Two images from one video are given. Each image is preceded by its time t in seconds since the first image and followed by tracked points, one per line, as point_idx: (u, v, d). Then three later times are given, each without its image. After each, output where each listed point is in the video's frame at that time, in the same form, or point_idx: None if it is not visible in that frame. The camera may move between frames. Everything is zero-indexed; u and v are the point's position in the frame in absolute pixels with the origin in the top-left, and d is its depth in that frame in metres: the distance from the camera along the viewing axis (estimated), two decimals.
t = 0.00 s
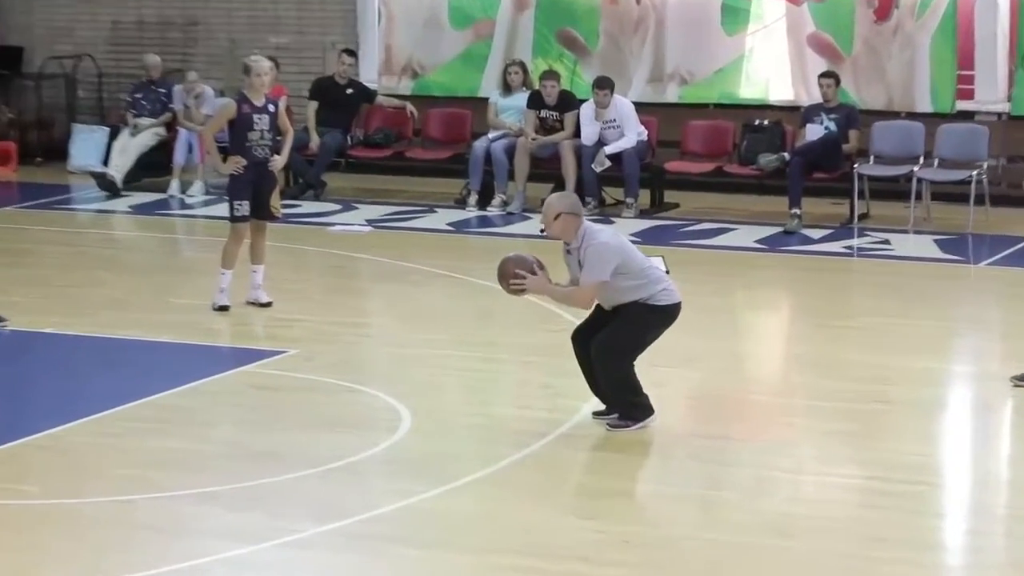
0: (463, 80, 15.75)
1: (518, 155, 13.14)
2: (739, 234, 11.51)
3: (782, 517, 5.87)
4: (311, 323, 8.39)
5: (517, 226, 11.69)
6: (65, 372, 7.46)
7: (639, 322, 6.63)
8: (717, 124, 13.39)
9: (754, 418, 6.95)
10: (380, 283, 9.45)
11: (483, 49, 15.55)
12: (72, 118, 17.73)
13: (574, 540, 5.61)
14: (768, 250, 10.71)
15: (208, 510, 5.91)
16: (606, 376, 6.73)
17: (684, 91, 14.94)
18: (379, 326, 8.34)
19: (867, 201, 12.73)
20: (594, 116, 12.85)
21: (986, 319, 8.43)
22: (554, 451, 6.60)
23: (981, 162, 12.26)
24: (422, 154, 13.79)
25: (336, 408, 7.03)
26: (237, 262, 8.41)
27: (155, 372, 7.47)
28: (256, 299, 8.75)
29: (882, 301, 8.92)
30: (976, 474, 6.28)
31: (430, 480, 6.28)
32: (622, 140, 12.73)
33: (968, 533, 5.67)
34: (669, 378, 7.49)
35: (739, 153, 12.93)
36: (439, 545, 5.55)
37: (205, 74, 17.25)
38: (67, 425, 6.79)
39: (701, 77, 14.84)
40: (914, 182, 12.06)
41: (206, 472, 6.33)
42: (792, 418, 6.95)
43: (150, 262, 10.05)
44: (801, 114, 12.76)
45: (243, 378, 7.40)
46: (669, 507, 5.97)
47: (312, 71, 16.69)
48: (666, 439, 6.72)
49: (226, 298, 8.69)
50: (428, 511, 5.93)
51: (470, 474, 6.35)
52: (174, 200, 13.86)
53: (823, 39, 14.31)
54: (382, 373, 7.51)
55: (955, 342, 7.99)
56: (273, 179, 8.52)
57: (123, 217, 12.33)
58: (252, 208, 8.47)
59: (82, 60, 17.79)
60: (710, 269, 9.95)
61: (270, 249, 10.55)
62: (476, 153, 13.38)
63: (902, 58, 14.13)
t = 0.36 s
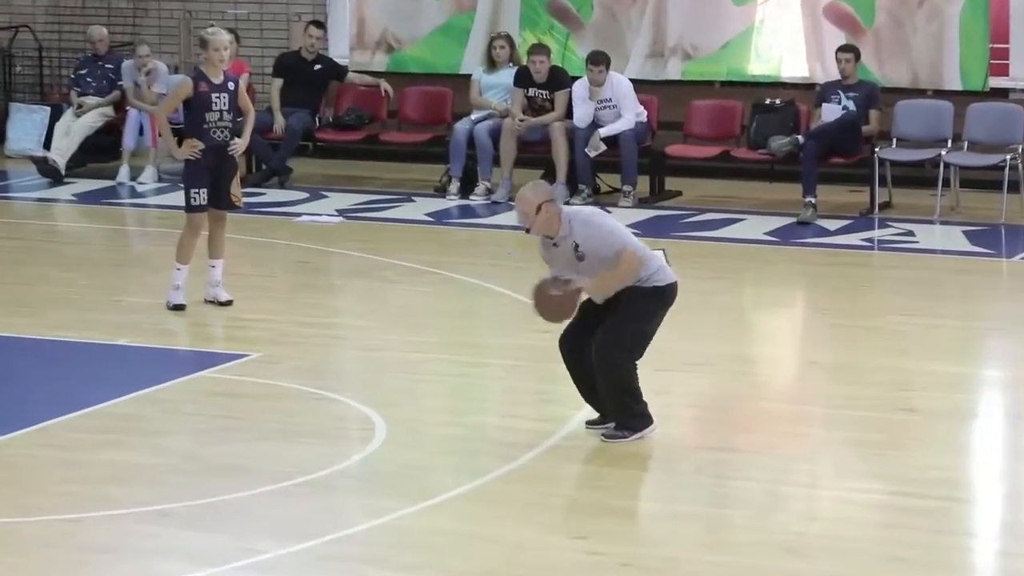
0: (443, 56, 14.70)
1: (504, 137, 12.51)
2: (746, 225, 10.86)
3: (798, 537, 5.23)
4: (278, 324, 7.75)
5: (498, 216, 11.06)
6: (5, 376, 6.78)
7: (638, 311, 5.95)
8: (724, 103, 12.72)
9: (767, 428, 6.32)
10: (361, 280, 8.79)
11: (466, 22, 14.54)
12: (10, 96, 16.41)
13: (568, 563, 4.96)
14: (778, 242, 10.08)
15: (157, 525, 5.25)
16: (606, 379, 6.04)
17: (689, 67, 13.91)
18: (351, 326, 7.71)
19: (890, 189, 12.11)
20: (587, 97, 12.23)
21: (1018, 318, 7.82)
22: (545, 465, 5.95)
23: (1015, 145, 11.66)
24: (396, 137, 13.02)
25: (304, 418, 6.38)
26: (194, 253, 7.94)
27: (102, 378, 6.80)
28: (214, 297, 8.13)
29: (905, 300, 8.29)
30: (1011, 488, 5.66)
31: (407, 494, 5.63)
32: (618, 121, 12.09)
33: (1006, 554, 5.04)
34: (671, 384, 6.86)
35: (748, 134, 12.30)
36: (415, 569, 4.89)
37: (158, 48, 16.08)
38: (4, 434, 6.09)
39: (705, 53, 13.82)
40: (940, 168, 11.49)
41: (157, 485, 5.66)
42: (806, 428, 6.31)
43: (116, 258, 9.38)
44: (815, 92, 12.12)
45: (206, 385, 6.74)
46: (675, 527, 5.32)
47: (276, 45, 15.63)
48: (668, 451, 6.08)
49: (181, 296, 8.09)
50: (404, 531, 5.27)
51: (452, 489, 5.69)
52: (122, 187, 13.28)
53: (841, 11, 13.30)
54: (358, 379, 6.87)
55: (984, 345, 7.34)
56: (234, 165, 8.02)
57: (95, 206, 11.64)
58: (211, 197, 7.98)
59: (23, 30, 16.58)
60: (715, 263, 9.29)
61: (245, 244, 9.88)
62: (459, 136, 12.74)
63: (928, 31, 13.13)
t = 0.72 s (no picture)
0: (431, 56, 14.69)
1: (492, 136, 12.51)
2: (736, 225, 10.86)
3: (786, 537, 5.22)
4: (265, 324, 7.75)
5: (486, 214, 11.03)
6: None
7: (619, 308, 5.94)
8: (712, 103, 12.73)
9: (754, 428, 6.31)
10: (350, 279, 8.79)
11: (454, 22, 14.53)
12: None
13: (556, 563, 4.95)
14: (768, 242, 10.07)
15: (145, 526, 5.24)
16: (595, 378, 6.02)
17: (677, 66, 13.92)
18: (338, 326, 7.71)
19: (878, 188, 12.10)
20: (575, 95, 12.22)
21: (1006, 317, 7.82)
22: (533, 465, 5.94)
23: (1003, 145, 11.66)
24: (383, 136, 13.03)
25: (291, 418, 6.37)
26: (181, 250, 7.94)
27: (86, 378, 6.78)
28: (202, 297, 8.13)
29: (893, 299, 8.29)
30: (999, 488, 5.65)
31: (394, 494, 5.62)
32: (606, 121, 12.11)
33: (993, 554, 5.04)
34: (658, 384, 6.85)
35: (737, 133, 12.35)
36: (403, 569, 4.87)
37: (147, 47, 16.03)
38: None
39: (693, 53, 13.84)
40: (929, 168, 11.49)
41: (144, 485, 5.65)
42: (794, 428, 6.30)
43: (106, 258, 9.36)
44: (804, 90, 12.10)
45: (195, 385, 6.73)
46: (664, 527, 5.31)
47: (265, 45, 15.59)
48: (655, 451, 6.07)
49: (169, 296, 8.09)
50: (392, 531, 5.25)
51: (439, 489, 5.68)
52: (111, 186, 13.30)
53: (829, 10, 13.30)
54: (346, 379, 6.86)
55: (971, 344, 7.34)
56: (222, 165, 8.05)
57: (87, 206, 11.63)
58: (199, 197, 8.00)
59: (10, 31, 16.46)
60: (706, 263, 9.29)
61: (236, 243, 9.87)
62: (446, 135, 12.72)
63: (916, 30, 13.14)
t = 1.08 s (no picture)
0: (425, 56, 14.69)
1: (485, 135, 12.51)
2: (731, 225, 10.86)
3: (780, 537, 5.22)
4: (260, 324, 7.74)
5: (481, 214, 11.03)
6: None
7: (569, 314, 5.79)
8: (705, 103, 12.71)
9: (748, 428, 6.30)
10: (345, 280, 8.78)
11: (448, 22, 14.52)
12: None
13: (550, 563, 4.94)
14: (762, 241, 10.07)
15: (139, 527, 5.23)
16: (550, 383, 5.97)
17: (670, 66, 13.92)
18: (332, 326, 7.70)
19: (872, 188, 12.10)
20: (569, 96, 12.23)
21: (1001, 318, 7.81)
22: (526, 465, 5.94)
23: (997, 145, 11.65)
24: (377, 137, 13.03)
25: (285, 417, 6.37)
26: (171, 249, 7.96)
27: (79, 378, 6.78)
28: (196, 297, 8.13)
29: (887, 298, 8.29)
30: (993, 488, 5.65)
31: (388, 494, 5.62)
32: (600, 121, 12.11)
33: (987, 554, 5.04)
34: (651, 384, 6.85)
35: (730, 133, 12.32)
36: (397, 569, 4.87)
37: (141, 46, 16.03)
38: None
39: (686, 53, 13.83)
40: (922, 167, 11.48)
41: (139, 485, 5.64)
42: (787, 428, 6.30)
43: (100, 259, 9.35)
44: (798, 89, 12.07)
45: (189, 385, 6.73)
46: (658, 527, 5.31)
47: (260, 45, 15.59)
48: (649, 452, 6.07)
49: (161, 294, 8.09)
50: (385, 531, 5.25)
51: (433, 489, 5.68)
52: (105, 186, 13.29)
53: (822, 10, 13.30)
54: (339, 379, 6.85)
55: (966, 344, 7.34)
56: (211, 166, 8.08)
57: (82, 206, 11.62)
58: (186, 195, 8.03)
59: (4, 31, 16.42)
60: (700, 263, 9.29)
61: (229, 243, 9.87)
62: (440, 135, 12.74)
63: (909, 30, 13.14)
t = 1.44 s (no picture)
0: (430, 57, 14.67)
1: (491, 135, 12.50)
2: (737, 225, 10.85)
3: (786, 538, 5.20)
4: (266, 324, 7.74)
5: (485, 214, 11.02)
6: None
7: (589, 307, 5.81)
8: (711, 103, 12.70)
9: (754, 429, 6.29)
10: (350, 280, 8.77)
11: (454, 22, 14.50)
12: None
13: (555, 564, 4.93)
14: (768, 241, 10.06)
15: (145, 527, 5.22)
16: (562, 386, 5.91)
17: (677, 66, 13.89)
18: (338, 326, 7.70)
19: (879, 187, 12.08)
20: (575, 95, 12.21)
21: (1009, 318, 7.79)
22: (534, 466, 5.92)
23: (1004, 145, 11.63)
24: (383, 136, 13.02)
25: (291, 418, 6.36)
26: (174, 250, 7.95)
27: (86, 379, 6.77)
28: (201, 297, 8.12)
29: (894, 299, 8.27)
30: (999, 489, 5.63)
31: (395, 495, 5.60)
32: (606, 121, 12.10)
33: (993, 556, 5.02)
34: (658, 384, 6.83)
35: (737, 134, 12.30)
36: (403, 570, 4.86)
37: (146, 47, 16.03)
38: None
39: (692, 53, 13.81)
40: (929, 167, 11.46)
41: (145, 485, 5.64)
42: (795, 429, 6.28)
43: (106, 259, 9.34)
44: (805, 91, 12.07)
45: (195, 386, 6.71)
46: (664, 527, 5.29)
47: (264, 45, 15.58)
48: (656, 452, 6.06)
49: (165, 296, 8.07)
50: (390, 533, 5.23)
51: (439, 490, 5.66)
52: (110, 187, 13.28)
53: (829, 10, 13.29)
54: (345, 379, 6.84)
55: (973, 344, 7.33)
56: (209, 165, 8.04)
57: (87, 205, 11.62)
58: (184, 197, 8.03)
59: (9, 31, 16.41)
60: (706, 264, 9.27)
61: (235, 244, 9.86)
62: (447, 135, 12.71)
63: (917, 30, 13.11)
